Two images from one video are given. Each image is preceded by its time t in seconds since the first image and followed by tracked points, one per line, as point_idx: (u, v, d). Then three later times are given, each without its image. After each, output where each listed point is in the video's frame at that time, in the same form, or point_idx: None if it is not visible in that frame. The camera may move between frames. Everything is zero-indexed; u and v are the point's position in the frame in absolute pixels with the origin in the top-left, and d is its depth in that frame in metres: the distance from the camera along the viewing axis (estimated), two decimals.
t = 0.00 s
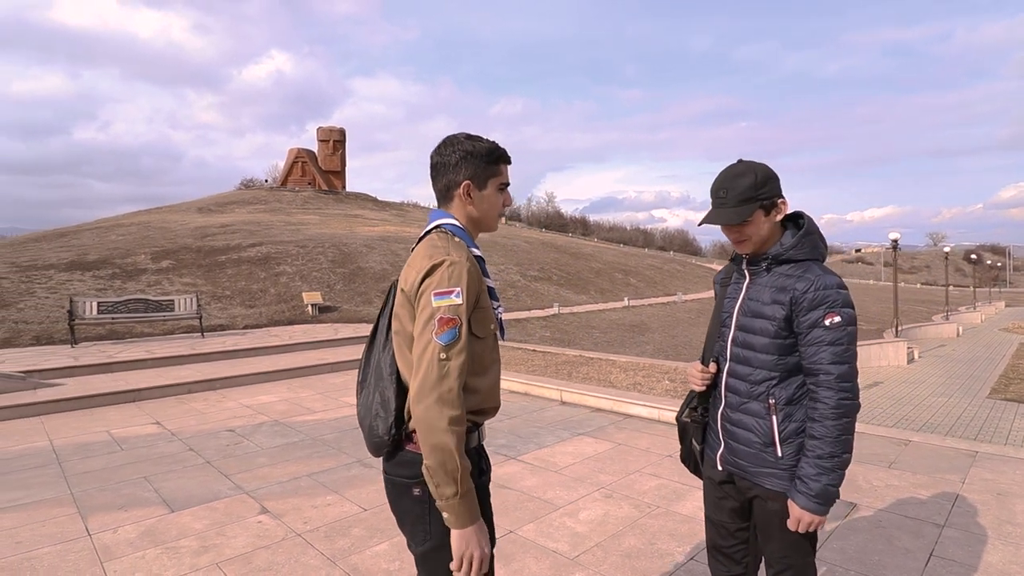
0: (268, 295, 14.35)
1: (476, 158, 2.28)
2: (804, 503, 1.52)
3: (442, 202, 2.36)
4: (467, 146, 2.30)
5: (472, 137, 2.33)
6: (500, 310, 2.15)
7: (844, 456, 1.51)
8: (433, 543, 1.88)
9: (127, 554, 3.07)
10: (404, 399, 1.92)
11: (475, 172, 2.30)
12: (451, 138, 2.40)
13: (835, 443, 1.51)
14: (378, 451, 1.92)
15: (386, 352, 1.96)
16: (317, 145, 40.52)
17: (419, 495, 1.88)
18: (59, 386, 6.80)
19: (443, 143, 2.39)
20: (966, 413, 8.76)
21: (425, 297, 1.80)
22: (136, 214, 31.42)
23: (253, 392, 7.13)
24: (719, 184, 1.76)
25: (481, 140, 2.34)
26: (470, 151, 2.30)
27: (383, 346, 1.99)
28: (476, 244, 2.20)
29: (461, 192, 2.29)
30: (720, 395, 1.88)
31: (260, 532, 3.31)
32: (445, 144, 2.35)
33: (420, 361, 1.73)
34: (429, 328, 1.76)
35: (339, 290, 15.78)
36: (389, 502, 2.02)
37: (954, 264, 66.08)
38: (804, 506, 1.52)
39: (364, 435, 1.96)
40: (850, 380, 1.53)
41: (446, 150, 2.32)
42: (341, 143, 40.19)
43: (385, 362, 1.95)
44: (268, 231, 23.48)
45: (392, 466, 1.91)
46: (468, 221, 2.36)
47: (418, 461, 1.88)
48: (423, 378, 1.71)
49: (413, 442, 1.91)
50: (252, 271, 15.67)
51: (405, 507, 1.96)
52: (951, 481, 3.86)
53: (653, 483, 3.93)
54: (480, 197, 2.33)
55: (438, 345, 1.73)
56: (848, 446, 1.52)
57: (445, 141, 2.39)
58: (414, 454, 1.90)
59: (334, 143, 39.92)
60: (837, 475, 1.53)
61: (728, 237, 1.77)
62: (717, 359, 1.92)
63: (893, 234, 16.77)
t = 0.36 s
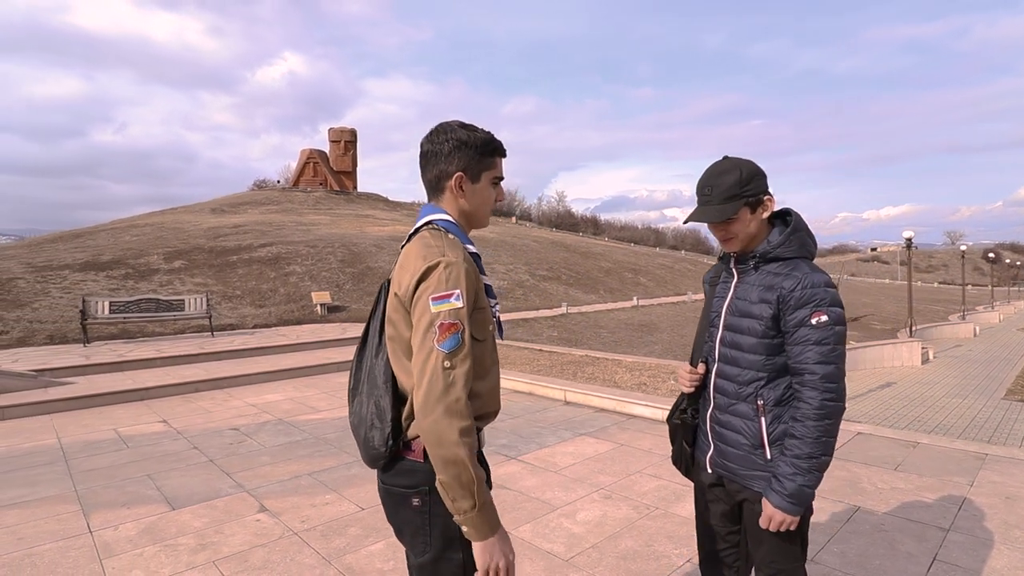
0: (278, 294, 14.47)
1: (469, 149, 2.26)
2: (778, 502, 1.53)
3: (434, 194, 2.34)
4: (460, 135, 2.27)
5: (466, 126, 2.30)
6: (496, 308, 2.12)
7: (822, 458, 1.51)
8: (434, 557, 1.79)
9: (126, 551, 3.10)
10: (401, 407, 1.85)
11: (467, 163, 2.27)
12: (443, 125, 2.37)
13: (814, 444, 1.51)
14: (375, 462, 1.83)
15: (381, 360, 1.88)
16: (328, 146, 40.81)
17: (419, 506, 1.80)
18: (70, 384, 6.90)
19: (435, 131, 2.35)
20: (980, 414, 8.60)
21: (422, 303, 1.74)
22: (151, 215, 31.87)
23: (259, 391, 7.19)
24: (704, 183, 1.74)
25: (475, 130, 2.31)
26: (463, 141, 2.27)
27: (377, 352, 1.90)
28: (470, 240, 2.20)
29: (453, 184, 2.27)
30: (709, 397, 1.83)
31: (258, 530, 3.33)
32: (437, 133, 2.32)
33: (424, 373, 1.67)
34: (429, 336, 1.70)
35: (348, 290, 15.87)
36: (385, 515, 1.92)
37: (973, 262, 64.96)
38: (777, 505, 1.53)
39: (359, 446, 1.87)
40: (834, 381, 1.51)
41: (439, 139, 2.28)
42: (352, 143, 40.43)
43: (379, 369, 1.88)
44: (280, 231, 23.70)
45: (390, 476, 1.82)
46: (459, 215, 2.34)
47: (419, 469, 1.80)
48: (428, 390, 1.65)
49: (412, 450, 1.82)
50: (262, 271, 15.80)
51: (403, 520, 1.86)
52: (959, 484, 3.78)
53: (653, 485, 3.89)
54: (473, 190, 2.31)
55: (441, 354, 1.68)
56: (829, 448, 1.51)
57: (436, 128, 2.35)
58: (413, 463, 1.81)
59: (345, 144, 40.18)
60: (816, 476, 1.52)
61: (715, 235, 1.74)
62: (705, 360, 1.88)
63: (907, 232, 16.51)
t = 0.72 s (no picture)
0: (288, 294, 14.58)
1: (463, 141, 2.25)
2: (758, 505, 1.52)
3: (427, 187, 2.33)
4: (454, 126, 2.26)
5: (459, 116, 2.29)
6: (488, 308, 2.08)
7: (807, 460, 1.49)
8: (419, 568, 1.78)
9: (126, 548, 3.13)
10: (385, 414, 1.83)
11: (461, 155, 2.26)
12: (436, 116, 2.36)
13: (798, 446, 1.49)
14: (358, 471, 1.82)
15: (366, 367, 1.86)
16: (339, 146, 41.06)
17: (403, 517, 1.79)
18: (81, 383, 7.01)
19: (427, 121, 2.34)
20: (996, 417, 8.42)
21: (410, 312, 1.71)
22: (165, 216, 32.28)
23: (266, 390, 7.24)
24: (691, 181, 1.70)
25: (469, 120, 2.30)
26: (456, 132, 2.26)
27: (361, 358, 1.88)
28: (460, 238, 2.18)
29: (446, 178, 2.26)
30: (697, 399, 1.79)
31: (257, 529, 3.34)
32: (429, 123, 2.31)
33: (417, 386, 1.64)
34: (419, 346, 1.67)
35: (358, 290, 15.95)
36: (370, 523, 1.92)
37: (992, 261, 63.76)
38: (757, 507, 1.51)
39: (342, 455, 1.87)
40: (821, 383, 1.48)
41: (431, 129, 2.27)
42: (363, 144, 40.63)
43: (363, 377, 1.85)
44: (291, 231, 23.91)
45: (374, 486, 1.81)
46: (453, 209, 2.33)
47: (404, 479, 1.80)
48: (421, 404, 1.61)
49: (397, 459, 1.82)
50: (273, 271, 15.93)
51: (388, 529, 1.85)
52: (966, 487, 3.70)
53: (653, 486, 3.86)
54: (467, 184, 2.30)
55: (431, 364, 1.65)
56: (813, 450, 1.50)
57: (428, 119, 2.34)
58: (399, 472, 1.80)
59: (356, 144, 40.40)
60: (799, 479, 1.51)
61: (702, 234, 1.70)
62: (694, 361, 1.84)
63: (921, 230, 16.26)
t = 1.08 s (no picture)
0: (299, 293, 14.69)
1: (463, 137, 2.22)
2: (752, 513, 1.47)
3: (425, 183, 2.30)
4: (453, 120, 2.23)
5: (459, 110, 2.27)
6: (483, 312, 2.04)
7: (798, 467, 1.45)
8: None
9: (128, 545, 3.16)
10: (369, 421, 1.84)
11: (461, 151, 2.24)
12: (434, 109, 2.33)
13: (789, 451, 1.45)
14: (342, 479, 1.85)
15: (352, 371, 1.85)
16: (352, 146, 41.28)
17: (387, 527, 1.80)
18: (94, 380, 7.11)
19: (425, 114, 2.31)
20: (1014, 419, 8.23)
21: (398, 320, 1.66)
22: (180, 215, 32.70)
23: (274, 388, 7.30)
24: (681, 178, 1.65)
25: (469, 114, 2.28)
26: (456, 127, 2.24)
27: (347, 362, 1.89)
28: (454, 239, 2.17)
29: (446, 174, 2.24)
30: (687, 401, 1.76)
31: (257, 527, 3.36)
32: (427, 117, 2.28)
33: (404, 400, 1.60)
34: (407, 356, 1.63)
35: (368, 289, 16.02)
36: (356, 532, 1.94)
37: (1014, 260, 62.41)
38: (750, 515, 1.47)
39: (328, 462, 1.90)
40: (811, 386, 1.45)
41: (430, 123, 2.25)
42: (375, 143, 40.80)
43: (349, 382, 1.85)
44: (304, 231, 24.09)
45: (359, 495, 1.83)
46: (451, 207, 2.31)
47: (387, 489, 1.81)
48: (408, 418, 1.58)
49: (381, 468, 1.84)
50: (284, 270, 16.05)
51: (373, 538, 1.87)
52: (977, 491, 3.61)
53: (656, 488, 3.82)
54: (467, 181, 2.28)
55: (419, 376, 1.61)
56: (806, 456, 1.45)
57: (427, 112, 2.31)
58: (383, 482, 1.82)
59: (369, 144, 40.58)
60: (791, 486, 1.46)
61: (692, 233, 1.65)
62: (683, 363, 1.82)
63: (939, 228, 15.95)
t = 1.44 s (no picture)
0: (313, 292, 14.81)
1: (469, 138, 2.12)
2: (741, 520, 1.42)
3: (426, 185, 2.20)
4: (458, 119, 2.14)
5: (464, 110, 2.17)
6: (479, 317, 2.00)
7: (790, 472, 1.41)
8: None
9: (134, 541, 3.21)
10: (359, 423, 1.82)
11: (466, 152, 2.14)
12: (436, 107, 2.23)
13: (779, 456, 1.41)
14: (331, 483, 1.83)
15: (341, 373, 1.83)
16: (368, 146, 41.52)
17: (376, 531, 1.78)
18: (110, 378, 7.24)
19: (426, 113, 2.22)
20: None
21: (386, 324, 1.61)
22: (199, 215, 33.17)
23: (285, 387, 7.36)
24: (672, 173, 1.59)
25: (473, 114, 2.18)
26: (461, 127, 2.14)
27: (337, 364, 1.87)
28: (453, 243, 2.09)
29: (450, 176, 2.13)
30: (677, 403, 1.73)
31: (260, 525, 3.39)
32: (430, 116, 2.19)
33: (389, 404, 1.56)
34: (394, 361, 1.59)
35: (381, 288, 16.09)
36: (343, 533, 1.93)
37: None
38: (740, 522, 1.42)
39: (317, 465, 1.88)
40: (801, 389, 1.41)
41: (433, 123, 2.15)
42: (391, 144, 41.00)
43: (338, 383, 1.83)
44: (319, 231, 24.27)
45: (348, 498, 1.82)
46: (454, 209, 2.22)
47: (376, 493, 1.80)
48: (393, 424, 1.55)
49: (370, 472, 1.82)
50: (299, 270, 16.21)
51: (361, 540, 1.86)
52: (994, 497, 3.51)
53: (660, 490, 3.77)
54: (472, 183, 2.17)
55: (404, 383, 1.57)
56: (798, 461, 1.41)
57: (429, 111, 2.21)
58: (373, 486, 1.80)
59: (384, 144, 40.78)
60: (781, 492, 1.42)
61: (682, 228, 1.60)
62: (675, 365, 1.79)
63: (961, 226, 15.59)
